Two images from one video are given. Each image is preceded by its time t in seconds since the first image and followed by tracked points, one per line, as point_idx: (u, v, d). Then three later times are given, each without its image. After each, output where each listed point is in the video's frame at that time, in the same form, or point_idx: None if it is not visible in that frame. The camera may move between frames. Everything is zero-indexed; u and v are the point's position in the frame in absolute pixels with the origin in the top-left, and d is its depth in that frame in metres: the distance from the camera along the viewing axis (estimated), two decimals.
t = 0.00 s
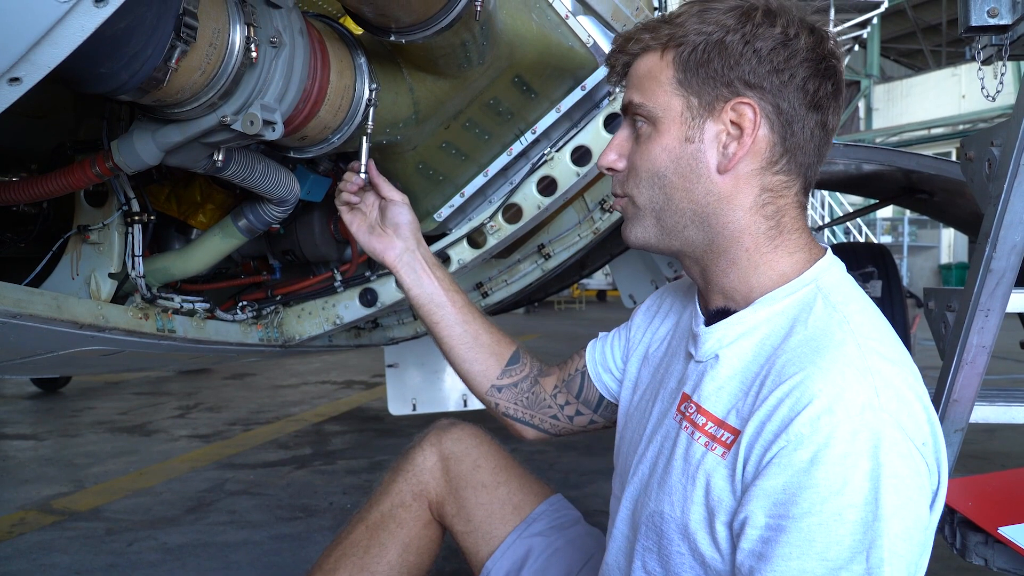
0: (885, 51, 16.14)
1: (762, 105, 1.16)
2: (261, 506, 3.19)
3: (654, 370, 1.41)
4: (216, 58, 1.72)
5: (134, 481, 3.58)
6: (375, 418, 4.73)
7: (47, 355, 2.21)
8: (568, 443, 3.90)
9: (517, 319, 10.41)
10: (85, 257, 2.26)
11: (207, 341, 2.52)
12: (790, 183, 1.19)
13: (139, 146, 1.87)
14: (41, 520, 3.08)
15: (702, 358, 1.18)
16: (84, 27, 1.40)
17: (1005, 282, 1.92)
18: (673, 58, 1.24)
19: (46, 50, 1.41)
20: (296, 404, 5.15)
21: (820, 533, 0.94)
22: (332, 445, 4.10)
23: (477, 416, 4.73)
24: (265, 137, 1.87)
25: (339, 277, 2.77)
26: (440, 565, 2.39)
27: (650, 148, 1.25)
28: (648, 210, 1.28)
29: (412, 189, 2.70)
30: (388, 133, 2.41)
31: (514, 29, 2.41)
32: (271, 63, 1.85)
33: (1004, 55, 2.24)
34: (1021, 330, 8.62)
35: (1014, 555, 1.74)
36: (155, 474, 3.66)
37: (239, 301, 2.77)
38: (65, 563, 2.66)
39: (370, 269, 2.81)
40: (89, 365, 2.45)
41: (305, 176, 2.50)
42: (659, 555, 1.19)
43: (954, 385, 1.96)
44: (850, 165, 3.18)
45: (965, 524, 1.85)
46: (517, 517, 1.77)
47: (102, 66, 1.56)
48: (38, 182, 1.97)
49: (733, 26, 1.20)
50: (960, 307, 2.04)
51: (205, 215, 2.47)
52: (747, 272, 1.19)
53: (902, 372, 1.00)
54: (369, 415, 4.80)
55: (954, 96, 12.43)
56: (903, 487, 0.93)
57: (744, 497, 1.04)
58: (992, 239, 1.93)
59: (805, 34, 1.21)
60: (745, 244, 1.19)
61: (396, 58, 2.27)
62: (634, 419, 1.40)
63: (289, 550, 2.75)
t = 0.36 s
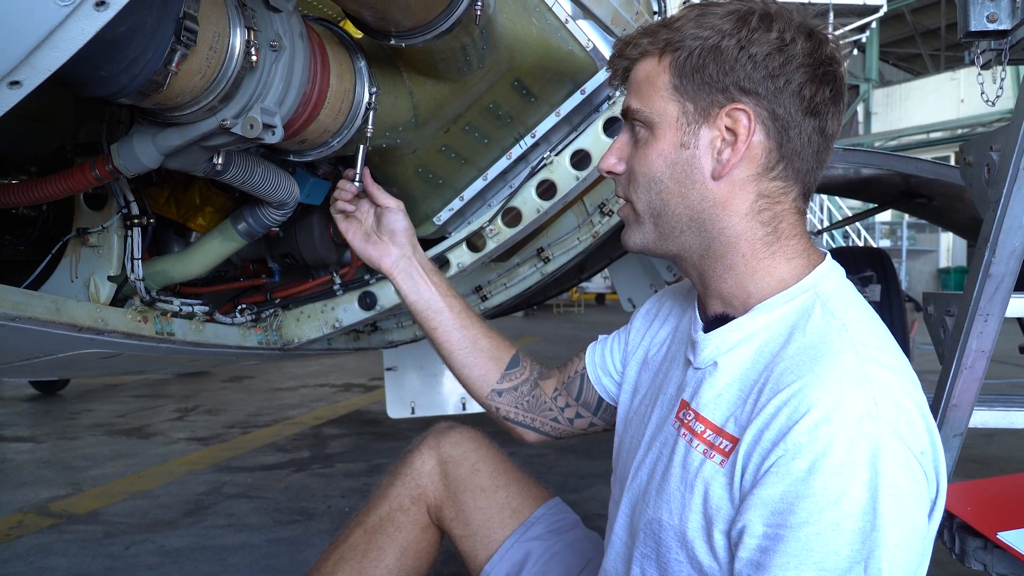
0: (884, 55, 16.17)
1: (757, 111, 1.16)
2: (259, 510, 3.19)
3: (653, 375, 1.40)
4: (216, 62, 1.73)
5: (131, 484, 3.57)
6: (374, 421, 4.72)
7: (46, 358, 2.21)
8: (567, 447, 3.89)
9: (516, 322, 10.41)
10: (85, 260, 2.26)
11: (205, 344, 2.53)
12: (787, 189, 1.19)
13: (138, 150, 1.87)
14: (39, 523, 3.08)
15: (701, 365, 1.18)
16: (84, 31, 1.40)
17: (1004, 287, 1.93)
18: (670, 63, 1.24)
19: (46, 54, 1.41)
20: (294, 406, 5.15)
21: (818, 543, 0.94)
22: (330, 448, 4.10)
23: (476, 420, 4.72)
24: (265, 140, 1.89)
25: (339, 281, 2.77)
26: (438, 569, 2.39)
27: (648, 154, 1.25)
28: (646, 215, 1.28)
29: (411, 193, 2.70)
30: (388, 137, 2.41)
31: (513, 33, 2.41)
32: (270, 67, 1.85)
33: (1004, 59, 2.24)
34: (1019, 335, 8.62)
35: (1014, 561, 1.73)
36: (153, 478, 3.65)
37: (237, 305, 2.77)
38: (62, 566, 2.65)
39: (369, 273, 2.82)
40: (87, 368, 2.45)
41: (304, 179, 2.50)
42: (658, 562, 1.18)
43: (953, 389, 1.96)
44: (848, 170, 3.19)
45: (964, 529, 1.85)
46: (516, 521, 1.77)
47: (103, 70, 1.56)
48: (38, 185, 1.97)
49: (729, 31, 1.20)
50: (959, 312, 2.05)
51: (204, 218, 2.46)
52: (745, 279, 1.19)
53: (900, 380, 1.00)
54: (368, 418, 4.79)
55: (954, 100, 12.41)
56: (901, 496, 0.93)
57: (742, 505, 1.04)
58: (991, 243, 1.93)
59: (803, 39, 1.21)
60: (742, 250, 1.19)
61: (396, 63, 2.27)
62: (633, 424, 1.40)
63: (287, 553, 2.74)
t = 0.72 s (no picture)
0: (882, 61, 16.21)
1: (761, 115, 1.17)
2: (256, 513, 3.18)
3: (653, 380, 1.41)
4: (215, 65, 1.73)
5: (128, 487, 3.57)
6: (372, 425, 4.72)
7: (43, 361, 2.20)
8: (565, 451, 3.89)
9: (513, 326, 10.42)
10: (83, 263, 2.26)
11: (203, 347, 2.52)
12: (791, 194, 1.19)
13: (137, 153, 1.87)
14: (36, 526, 3.07)
15: (702, 370, 1.18)
16: (84, 33, 1.40)
17: (1002, 292, 1.93)
18: (675, 66, 1.25)
19: (45, 56, 1.41)
20: (292, 409, 5.14)
21: (819, 551, 0.94)
22: (328, 451, 4.09)
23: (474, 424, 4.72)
24: (264, 143, 1.89)
25: (337, 284, 2.76)
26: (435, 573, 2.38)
27: (652, 156, 1.26)
28: (647, 217, 1.28)
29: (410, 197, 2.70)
30: (387, 140, 2.41)
31: (513, 37, 2.41)
32: (270, 70, 1.85)
33: (1002, 65, 2.24)
34: (1017, 340, 8.64)
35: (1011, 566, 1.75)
36: (151, 481, 3.65)
37: (235, 308, 2.77)
38: (59, 569, 2.65)
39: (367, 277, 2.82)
40: (85, 370, 2.44)
41: (303, 183, 2.50)
42: (657, 567, 1.18)
43: (951, 394, 1.96)
44: (846, 175, 3.20)
45: (962, 534, 1.86)
46: (513, 524, 1.76)
47: (102, 73, 1.56)
48: (37, 188, 1.98)
49: (736, 35, 1.20)
50: (957, 317, 2.05)
51: (202, 221, 2.47)
52: (746, 283, 1.19)
53: (902, 389, 1.01)
54: (365, 422, 4.79)
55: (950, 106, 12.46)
56: (902, 505, 0.93)
57: (742, 512, 1.04)
58: (990, 249, 1.93)
59: (809, 43, 1.21)
60: (744, 255, 1.19)
61: (395, 66, 2.27)
62: (633, 428, 1.40)
63: (285, 557, 2.74)
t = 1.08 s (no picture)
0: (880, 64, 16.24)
1: (768, 118, 1.17)
2: (255, 516, 3.18)
3: (654, 383, 1.41)
4: (214, 68, 1.73)
5: (127, 490, 3.56)
6: (370, 428, 4.71)
7: (42, 363, 2.20)
8: (563, 454, 3.89)
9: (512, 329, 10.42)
10: (82, 265, 2.26)
11: (202, 350, 2.51)
12: (795, 198, 1.19)
13: (137, 156, 1.87)
14: (34, 529, 3.06)
15: (705, 373, 1.18)
16: (84, 36, 1.40)
17: (1001, 296, 1.93)
18: (684, 66, 1.25)
19: (45, 59, 1.41)
20: (291, 412, 5.14)
21: (823, 554, 0.94)
22: (327, 454, 4.09)
23: (472, 426, 4.71)
24: (264, 146, 1.88)
25: (335, 287, 2.76)
26: None
27: (658, 156, 1.26)
28: (652, 217, 1.29)
29: (410, 199, 2.71)
30: (387, 143, 2.42)
31: (513, 40, 2.42)
32: (270, 73, 1.85)
33: (1001, 68, 2.25)
34: (1016, 344, 8.64)
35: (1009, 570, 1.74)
36: (149, 483, 3.64)
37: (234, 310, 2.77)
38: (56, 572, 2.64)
39: (365, 279, 2.81)
40: (83, 373, 2.44)
41: (302, 185, 2.50)
42: (658, 570, 1.18)
43: (950, 398, 1.96)
44: (845, 178, 3.20)
45: (960, 538, 1.86)
46: (512, 527, 1.76)
47: (101, 76, 1.56)
48: (37, 191, 1.98)
49: (746, 38, 1.21)
50: (956, 320, 2.05)
51: (201, 224, 2.47)
52: (749, 286, 1.20)
53: (904, 392, 1.01)
54: (364, 425, 4.78)
55: (949, 111, 12.43)
56: (906, 508, 0.93)
57: (745, 515, 1.04)
58: (989, 252, 1.94)
59: (819, 48, 1.21)
60: (747, 257, 1.19)
61: (395, 70, 2.28)
62: (634, 431, 1.40)
63: (283, 560, 2.73)
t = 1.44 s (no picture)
0: (879, 66, 16.25)
1: (776, 120, 1.17)
2: (253, 518, 3.17)
3: (653, 384, 1.41)
4: (213, 69, 1.73)
5: (126, 492, 3.56)
6: (369, 430, 4.71)
7: (40, 365, 2.20)
8: (562, 455, 3.89)
9: (512, 330, 10.42)
10: (80, 267, 2.26)
11: (200, 351, 2.51)
12: (800, 200, 1.20)
13: (135, 157, 1.87)
14: (33, 531, 3.06)
15: (705, 376, 1.18)
16: (82, 37, 1.40)
17: (1000, 297, 1.93)
18: (690, 66, 1.24)
19: (43, 60, 1.41)
20: (290, 414, 5.14)
21: (824, 556, 0.94)
22: (326, 456, 4.08)
23: (471, 428, 4.71)
24: (262, 147, 1.88)
25: (333, 289, 2.77)
26: None
27: (662, 157, 1.25)
28: (656, 219, 1.28)
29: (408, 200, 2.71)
30: (385, 144, 2.42)
31: (511, 41, 2.42)
32: (268, 74, 1.85)
33: (999, 70, 2.25)
34: (1016, 346, 8.63)
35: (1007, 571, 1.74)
36: (148, 485, 3.64)
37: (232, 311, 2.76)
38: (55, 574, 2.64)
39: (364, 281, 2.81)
40: (82, 375, 2.44)
41: (301, 187, 2.50)
42: (658, 573, 1.18)
43: (949, 399, 1.96)
44: (844, 179, 3.21)
45: (960, 539, 1.86)
46: (510, 528, 1.76)
47: (100, 77, 1.56)
48: (35, 192, 1.98)
49: (755, 39, 1.21)
50: (955, 322, 2.05)
51: (200, 225, 2.47)
52: (751, 288, 1.20)
53: (906, 394, 1.01)
54: (363, 427, 4.78)
55: (949, 112, 12.43)
56: (909, 510, 0.93)
57: (747, 517, 1.04)
58: (987, 253, 1.94)
59: (827, 50, 1.22)
60: (751, 260, 1.19)
61: (394, 71, 2.28)
62: (633, 433, 1.39)
63: (282, 561, 2.73)
